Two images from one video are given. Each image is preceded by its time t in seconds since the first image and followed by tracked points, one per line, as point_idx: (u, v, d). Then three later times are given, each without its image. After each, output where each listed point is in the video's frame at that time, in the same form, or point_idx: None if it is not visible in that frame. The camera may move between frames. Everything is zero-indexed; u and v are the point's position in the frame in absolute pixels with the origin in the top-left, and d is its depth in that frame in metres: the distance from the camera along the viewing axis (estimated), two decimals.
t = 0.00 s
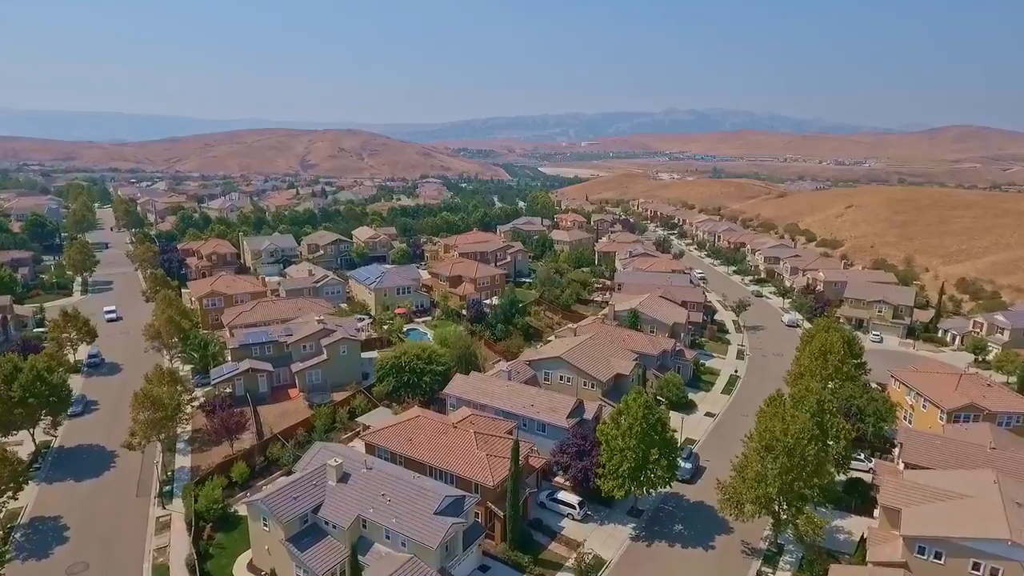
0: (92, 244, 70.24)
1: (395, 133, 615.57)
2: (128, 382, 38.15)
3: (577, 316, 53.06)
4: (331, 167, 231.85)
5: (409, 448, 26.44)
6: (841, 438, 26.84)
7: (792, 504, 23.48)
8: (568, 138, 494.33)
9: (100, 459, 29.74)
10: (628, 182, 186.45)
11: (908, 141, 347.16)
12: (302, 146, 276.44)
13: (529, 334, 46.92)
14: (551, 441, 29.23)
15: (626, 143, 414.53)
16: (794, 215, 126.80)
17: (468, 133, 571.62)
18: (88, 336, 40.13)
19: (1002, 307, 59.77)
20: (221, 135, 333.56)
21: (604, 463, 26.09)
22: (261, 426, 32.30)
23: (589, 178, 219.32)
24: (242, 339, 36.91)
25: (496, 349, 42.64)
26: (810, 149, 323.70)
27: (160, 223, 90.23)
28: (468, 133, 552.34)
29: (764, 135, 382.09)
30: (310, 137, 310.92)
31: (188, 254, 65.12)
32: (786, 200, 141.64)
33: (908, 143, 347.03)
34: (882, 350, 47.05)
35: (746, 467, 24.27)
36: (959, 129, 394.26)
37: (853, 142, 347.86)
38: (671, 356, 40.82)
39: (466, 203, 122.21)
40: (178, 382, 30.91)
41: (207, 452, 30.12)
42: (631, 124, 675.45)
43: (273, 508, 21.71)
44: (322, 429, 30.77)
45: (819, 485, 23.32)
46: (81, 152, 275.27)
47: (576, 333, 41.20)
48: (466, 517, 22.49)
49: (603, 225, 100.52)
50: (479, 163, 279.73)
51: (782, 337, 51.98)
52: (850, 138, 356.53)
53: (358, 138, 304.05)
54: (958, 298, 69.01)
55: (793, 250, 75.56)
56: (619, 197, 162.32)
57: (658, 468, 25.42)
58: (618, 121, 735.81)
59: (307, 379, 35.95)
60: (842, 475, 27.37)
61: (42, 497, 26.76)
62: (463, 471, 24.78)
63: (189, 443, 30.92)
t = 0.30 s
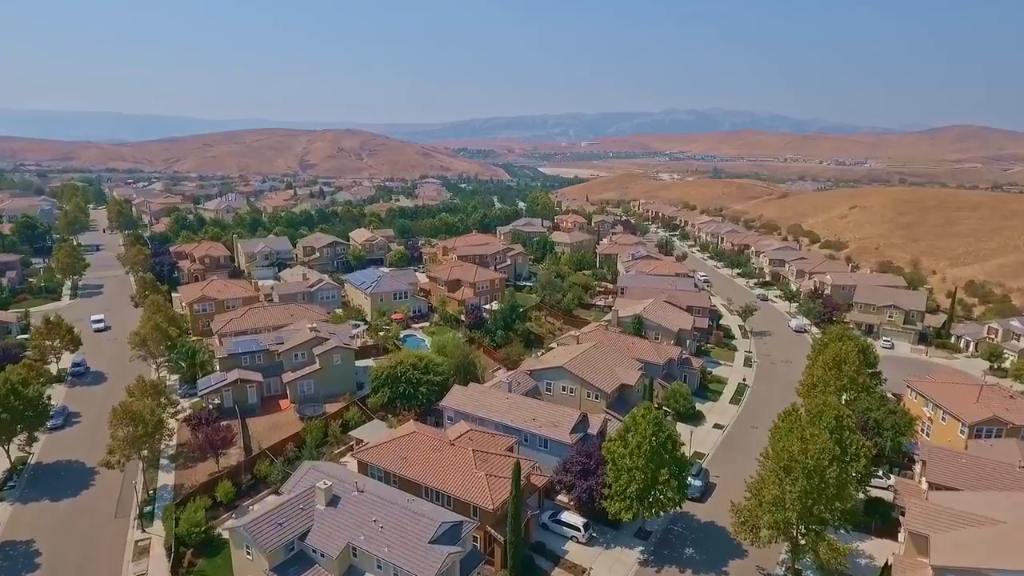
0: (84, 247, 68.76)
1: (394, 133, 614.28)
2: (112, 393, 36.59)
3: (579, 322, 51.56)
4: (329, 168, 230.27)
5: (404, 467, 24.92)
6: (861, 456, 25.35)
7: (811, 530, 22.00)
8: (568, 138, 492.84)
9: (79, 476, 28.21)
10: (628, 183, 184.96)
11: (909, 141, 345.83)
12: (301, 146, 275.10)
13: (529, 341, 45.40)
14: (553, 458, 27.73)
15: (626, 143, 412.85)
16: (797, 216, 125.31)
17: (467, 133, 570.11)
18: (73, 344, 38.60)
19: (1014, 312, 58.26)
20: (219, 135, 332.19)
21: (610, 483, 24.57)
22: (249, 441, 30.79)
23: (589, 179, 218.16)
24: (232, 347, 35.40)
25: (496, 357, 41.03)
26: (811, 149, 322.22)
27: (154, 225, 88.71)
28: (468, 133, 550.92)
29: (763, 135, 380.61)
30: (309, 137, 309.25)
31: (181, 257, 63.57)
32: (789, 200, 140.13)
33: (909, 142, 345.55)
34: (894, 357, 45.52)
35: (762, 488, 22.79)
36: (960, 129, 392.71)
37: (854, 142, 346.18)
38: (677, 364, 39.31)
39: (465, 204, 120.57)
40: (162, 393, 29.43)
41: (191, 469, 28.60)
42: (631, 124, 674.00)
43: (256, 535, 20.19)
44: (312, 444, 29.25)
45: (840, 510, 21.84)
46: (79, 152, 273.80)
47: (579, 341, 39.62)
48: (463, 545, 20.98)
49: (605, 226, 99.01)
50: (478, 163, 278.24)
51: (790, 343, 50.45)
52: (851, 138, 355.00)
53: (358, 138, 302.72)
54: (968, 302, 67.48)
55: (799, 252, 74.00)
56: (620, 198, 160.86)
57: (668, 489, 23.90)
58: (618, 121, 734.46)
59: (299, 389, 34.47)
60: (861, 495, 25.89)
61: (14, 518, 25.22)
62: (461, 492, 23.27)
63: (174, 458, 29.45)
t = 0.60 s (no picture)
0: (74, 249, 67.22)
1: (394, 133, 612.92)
2: (94, 404, 35.04)
3: (581, 327, 50.10)
4: (327, 168, 228.70)
5: (398, 488, 23.44)
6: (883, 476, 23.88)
7: (834, 558, 20.53)
8: (567, 137, 490.96)
9: (55, 495, 26.68)
10: (629, 183, 183.49)
11: (911, 141, 344.30)
12: (300, 146, 273.75)
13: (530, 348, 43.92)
14: (556, 476, 26.27)
15: (627, 143, 411.10)
16: (800, 216, 123.82)
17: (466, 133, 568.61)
18: (56, 352, 37.05)
19: None
20: (217, 134, 331.01)
21: (617, 506, 23.07)
22: (236, 456, 29.29)
23: (589, 179, 216.73)
24: (220, 357, 33.85)
25: (496, 365, 39.46)
26: (811, 150, 321.09)
27: (148, 227, 87.21)
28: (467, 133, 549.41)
29: (763, 135, 379.36)
30: (308, 136, 307.56)
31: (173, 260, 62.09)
32: (791, 201, 138.71)
33: (910, 142, 344.13)
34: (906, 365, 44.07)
35: (780, 513, 21.32)
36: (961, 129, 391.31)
37: (855, 142, 344.33)
38: (683, 374, 37.82)
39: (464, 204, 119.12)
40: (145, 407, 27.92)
41: (174, 487, 27.07)
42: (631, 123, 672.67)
43: (236, 566, 18.67)
44: (302, 461, 27.76)
45: (864, 537, 20.38)
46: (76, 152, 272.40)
47: (581, 348, 38.08)
48: None
49: (606, 227, 97.55)
50: (478, 163, 276.78)
51: (798, 349, 48.94)
52: (851, 138, 353.63)
53: (357, 138, 300.97)
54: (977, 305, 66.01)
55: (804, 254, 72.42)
56: (620, 198, 159.36)
57: (679, 513, 22.38)
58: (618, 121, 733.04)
59: (291, 400, 32.99)
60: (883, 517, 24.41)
61: None
62: (458, 516, 21.77)
63: (156, 475, 27.93)
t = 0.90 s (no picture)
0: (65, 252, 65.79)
1: (393, 133, 611.72)
2: (78, 415, 33.58)
3: (584, 333, 48.70)
4: (326, 168, 227.07)
5: (392, 511, 21.98)
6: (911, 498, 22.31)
7: None
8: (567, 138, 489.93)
9: (30, 516, 25.21)
10: (630, 183, 182.02)
11: (912, 141, 342.87)
12: (299, 146, 272.25)
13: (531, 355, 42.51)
14: (561, 495, 24.89)
15: (626, 143, 409.37)
16: (803, 217, 122.42)
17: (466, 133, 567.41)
18: (38, 360, 35.55)
19: None
20: (217, 135, 330.26)
21: (626, 530, 21.59)
22: (223, 473, 27.85)
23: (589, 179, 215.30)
24: (207, 367, 32.37)
25: (496, 374, 38.00)
26: (812, 150, 319.63)
27: (143, 228, 85.78)
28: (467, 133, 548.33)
29: (763, 135, 377.69)
30: (306, 137, 304.98)
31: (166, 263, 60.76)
32: (794, 201, 137.23)
33: (911, 143, 342.72)
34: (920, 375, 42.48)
35: (803, 542, 19.81)
36: (962, 130, 389.48)
37: (856, 142, 342.89)
38: (691, 383, 36.31)
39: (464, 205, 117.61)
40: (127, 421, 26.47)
41: (157, 507, 25.65)
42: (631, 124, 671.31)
43: None
44: (292, 478, 26.33)
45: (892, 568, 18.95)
46: (75, 152, 271.09)
47: (585, 357, 36.58)
48: None
49: (607, 228, 96.05)
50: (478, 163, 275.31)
51: (808, 356, 47.39)
52: (852, 139, 351.62)
53: (356, 139, 299.70)
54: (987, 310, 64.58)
55: (810, 257, 70.91)
56: (621, 199, 157.95)
57: (693, 540, 20.78)
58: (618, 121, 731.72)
59: (280, 412, 31.48)
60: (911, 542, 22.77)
61: None
62: (457, 544, 20.32)
63: (138, 494, 26.44)
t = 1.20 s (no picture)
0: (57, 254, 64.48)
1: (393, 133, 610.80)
2: (58, 428, 32.09)
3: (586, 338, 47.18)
4: (325, 168, 225.73)
5: (384, 538, 20.50)
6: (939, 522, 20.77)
7: None
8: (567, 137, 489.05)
9: None
10: (630, 183, 180.57)
11: (911, 142, 341.26)
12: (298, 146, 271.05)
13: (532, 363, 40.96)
14: (565, 517, 23.41)
15: (626, 143, 408.23)
16: (806, 217, 120.90)
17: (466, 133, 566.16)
18: (18, 370, 34.07)
19: None
20: (216, 135, 329.31)
21: (635, 559, 20.11)
22: (207, 493, 26.33)
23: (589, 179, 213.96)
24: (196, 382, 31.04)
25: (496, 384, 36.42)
26: (812, 150, 318.29)
27: (138, 230, 84.52)
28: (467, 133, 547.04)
29: (764, 135, 376.39)
30: (305, 137, 303.94)
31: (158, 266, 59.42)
32: (796, 202, 135.71)
33: (912, 143, 341.46)
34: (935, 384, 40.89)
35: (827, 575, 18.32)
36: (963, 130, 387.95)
37: (857, 142, 341.30)
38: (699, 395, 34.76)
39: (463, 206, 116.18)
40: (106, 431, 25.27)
41: (134, 531, 24.11)
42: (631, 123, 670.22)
43: None
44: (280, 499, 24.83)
45: None
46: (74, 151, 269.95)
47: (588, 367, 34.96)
48: None
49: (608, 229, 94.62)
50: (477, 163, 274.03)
51: (818, 363, 45.82)
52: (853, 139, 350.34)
53: (356, 138, 298.57)
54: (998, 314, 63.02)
55: (817, 259, 69.38)
56: (622, 199, 156.59)
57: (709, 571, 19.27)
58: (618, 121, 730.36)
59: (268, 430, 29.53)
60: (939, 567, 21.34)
61: None
62: None
63: (116, 515, 24.95)
